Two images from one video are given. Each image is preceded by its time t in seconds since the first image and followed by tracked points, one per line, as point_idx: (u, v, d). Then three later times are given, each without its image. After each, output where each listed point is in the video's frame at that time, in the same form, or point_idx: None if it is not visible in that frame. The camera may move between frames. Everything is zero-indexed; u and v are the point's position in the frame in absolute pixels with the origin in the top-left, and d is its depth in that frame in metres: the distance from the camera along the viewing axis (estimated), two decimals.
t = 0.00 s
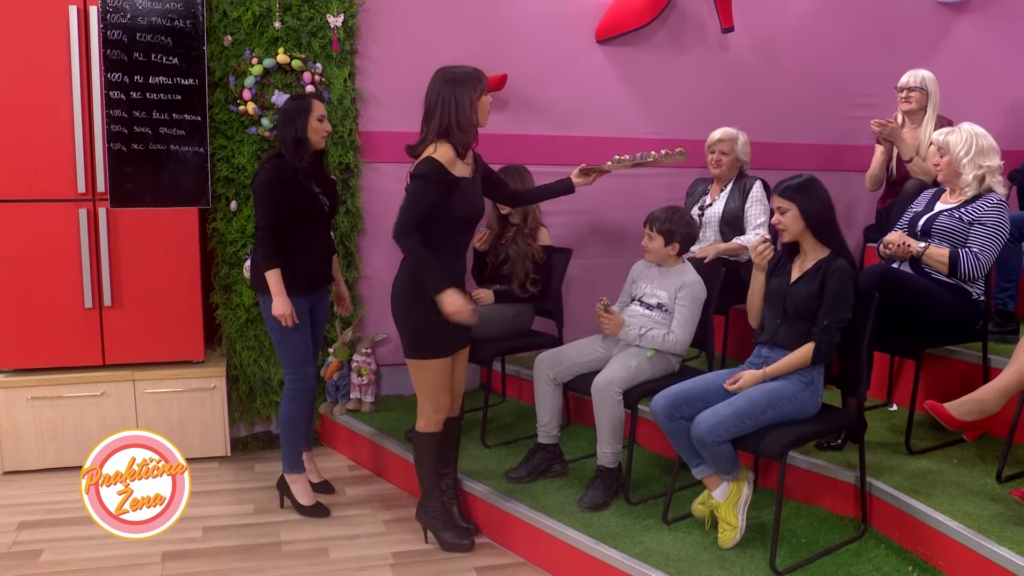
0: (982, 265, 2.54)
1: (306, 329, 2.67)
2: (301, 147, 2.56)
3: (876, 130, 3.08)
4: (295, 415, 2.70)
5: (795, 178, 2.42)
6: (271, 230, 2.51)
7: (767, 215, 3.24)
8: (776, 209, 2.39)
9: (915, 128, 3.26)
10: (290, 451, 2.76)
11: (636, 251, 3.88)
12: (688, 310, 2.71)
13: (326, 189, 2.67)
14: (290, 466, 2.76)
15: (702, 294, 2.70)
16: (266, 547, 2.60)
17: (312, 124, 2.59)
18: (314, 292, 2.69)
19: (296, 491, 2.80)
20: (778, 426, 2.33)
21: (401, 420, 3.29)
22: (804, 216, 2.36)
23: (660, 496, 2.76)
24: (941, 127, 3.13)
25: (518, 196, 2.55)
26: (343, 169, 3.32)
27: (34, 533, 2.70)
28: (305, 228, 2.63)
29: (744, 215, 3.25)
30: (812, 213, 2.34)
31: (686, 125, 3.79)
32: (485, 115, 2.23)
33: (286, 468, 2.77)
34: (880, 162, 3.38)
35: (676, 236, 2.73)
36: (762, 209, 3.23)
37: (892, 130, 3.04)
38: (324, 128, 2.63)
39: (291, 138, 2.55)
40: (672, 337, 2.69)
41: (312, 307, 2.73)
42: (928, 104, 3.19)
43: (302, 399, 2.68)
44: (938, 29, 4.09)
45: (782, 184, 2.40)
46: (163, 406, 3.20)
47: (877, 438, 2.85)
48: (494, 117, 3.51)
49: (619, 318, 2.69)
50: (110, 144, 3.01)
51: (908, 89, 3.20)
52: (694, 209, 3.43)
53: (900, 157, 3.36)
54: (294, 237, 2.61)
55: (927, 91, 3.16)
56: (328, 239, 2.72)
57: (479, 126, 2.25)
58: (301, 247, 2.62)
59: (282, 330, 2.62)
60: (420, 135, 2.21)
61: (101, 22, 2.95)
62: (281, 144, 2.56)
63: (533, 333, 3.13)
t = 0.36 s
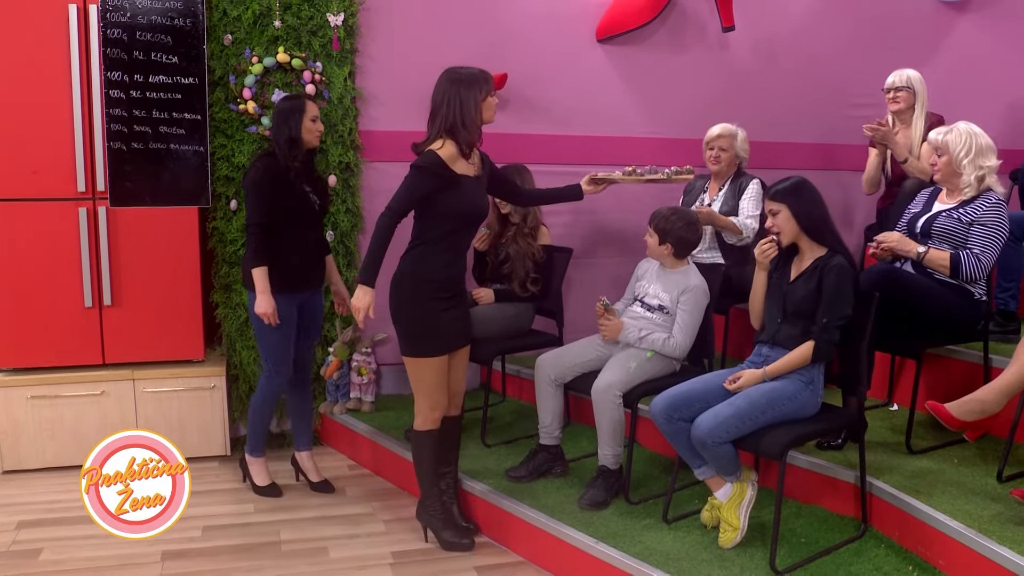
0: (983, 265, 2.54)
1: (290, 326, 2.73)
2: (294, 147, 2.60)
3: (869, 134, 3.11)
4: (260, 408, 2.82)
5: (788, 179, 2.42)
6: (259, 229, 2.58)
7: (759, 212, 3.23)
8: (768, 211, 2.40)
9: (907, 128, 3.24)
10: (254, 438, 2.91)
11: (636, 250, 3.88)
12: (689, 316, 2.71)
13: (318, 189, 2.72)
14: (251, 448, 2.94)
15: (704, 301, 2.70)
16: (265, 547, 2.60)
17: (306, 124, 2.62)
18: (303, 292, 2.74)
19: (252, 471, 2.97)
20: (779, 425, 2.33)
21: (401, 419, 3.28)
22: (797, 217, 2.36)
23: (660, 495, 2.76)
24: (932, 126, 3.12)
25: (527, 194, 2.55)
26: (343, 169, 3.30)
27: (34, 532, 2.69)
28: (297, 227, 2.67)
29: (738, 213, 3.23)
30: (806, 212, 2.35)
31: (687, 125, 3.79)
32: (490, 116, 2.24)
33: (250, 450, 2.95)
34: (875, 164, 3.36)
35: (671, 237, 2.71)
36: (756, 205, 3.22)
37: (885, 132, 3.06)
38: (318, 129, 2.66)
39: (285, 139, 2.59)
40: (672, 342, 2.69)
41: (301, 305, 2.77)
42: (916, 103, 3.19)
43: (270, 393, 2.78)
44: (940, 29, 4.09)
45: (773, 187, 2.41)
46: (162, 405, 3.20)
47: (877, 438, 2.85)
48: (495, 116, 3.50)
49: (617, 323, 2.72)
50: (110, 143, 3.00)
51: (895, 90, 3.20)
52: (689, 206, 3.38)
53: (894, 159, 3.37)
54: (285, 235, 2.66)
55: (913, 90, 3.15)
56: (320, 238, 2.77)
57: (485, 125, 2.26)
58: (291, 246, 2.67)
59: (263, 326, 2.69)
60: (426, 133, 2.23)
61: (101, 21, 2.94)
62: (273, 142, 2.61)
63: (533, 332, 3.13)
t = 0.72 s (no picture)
0: (980, 267, 2.53)
1: (269, 326, 2.73)
2: (278, 146, 2.59)
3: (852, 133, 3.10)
4: (247, 407, 2.81)
5: (780, 182, 2.42)
6: (241, 231, 2.57)
7: (754, 214, 3.21)
8: (761, 214, 2.39)
9: (898, 126, 3.25)
10: (244, 439, 2.90)
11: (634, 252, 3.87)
12: (689, 318, 2.71)
13: (299, 189, 2.71)
14: (244, 450, 2.92)
15: (705, 304, 2.70)
16: (262, 549, 2.59)
17: (289, 124, 2.61)
18: (286, 293, 2.73)
19: (247, 474, 2.96)
20: (777, 427, 2.33)
21: (398, 421, 3.27)
22: (789, 220, 2.36)
23: (658, 497, 2.75)
24: (922, 127, 3.11)
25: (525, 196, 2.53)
26: (340, 170, 3.29)
27: (29, 535, 2.68)
28: (278, 227, 2.67)
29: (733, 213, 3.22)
30: (800, 214, 2.35)
31: (685, 125, 3.78)
32: (496, 121, 2.24)
33: (243, 453, 2.94)
34: (864, 162, 3.36)
35: (672, 239, 2.69)
36: (752, 205, 3.20)
37: (868, 130, 3.06)
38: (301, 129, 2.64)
39: (267, 141, 2.57)
40: (671, 344, 2.70)
41: (285, 305, 2.77)
42: (911, 103, 3.18)
43: (251, 390, 2.78)
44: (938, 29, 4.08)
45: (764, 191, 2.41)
46: (158, 406, 3.18)
47: (875, 439, 2.84)
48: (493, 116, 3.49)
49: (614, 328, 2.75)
50: (106, 144, 2.99)
51: (891, 88, 3.18)
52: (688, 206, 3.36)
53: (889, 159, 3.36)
54: (267, 236, 2.65)
55: (910, 89, 3.14)
56: (303, 238, 2.76)
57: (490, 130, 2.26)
58: (272, 248, 2.67)
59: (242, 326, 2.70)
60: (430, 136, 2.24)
61: (97, 22, 2.93)
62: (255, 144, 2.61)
63: (530, 333, 3.12)
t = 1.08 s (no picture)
0: (981, 270, 2.53)
1: (266, 328, 2.72)
2: (266, 148, 2.59)
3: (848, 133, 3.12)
4: (244, 410, 2.79)
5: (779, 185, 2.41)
6: (235, 236, 2.56)
7: (753, 217, 3.18)
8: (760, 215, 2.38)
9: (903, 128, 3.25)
10: (241, 443, 2.88)
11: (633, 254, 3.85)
12: (688, 320, 2.71)
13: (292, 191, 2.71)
14: (240, 454, 2.91)
15: (705, 306, 2.69)
16: (259, 553, 2.57)
17: (277, 126, 2.61)
18: (279, 296, 2.71)
19: (245, 478, 2.95)
20: (777, 430, 2.32)
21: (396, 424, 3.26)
22: (787, 222, 2.35)
23: (657, 500, 2.75)
24: (923, 130, 3.10)
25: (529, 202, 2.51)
26: (338, 172, 3.28)
27: (25, 539, 2.67)
28: (270, 230, 2.65)
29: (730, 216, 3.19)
30: (799, 216, 2.35)
31: (685, 127, 3.76)
32: (480, 118, 2.22)
33: (241, 458, 2.93)
34: (864, 163, 3.39)
35: (672, 242, 2.69)
36: (750, 207, 3.18)
37: (864, 131, 3.07)
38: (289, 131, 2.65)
39: (255, 142, 2.58)
40: (671, 346, 2.70)
41: (280, 308, 2.76)
42: (919, 106, 3.16)
43: (249, 393, 2.77)
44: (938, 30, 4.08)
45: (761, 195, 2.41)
46: (156, 410, 3.17)
47: (875, 442, 2.83)
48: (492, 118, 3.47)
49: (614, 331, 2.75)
50: (103, 146, 2.97)
51: (901, 90, 3.16)
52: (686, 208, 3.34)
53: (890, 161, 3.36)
54: (260, 238, 2.64)
55: (919, 93, 3.12)
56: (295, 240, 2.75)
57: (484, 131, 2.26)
58: (264, 251, 2.65)
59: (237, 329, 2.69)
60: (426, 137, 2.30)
61: (93, 23, 2.92)
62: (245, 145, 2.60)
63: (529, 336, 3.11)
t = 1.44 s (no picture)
0: (984, 272, 2.53)
1: (264, 331, 2.71)
2: (258, 149, 2.57)
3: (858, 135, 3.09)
4: (243, 414, 2.78)
5: (790, 183, 2.40)
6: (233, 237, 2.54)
7: (755, 222, 3.15)
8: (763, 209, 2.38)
9: (910, 130, 3.23)
10: (241, 445, 2.88)
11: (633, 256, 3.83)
12: (689, 323, 2.71)
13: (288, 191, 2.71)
14: (239, 457, 2.90)
15: (706, 309, 2.69)
16: (258, 556, 2.56)
17: (267, 127, 2.59)
18: (280, 296, 2.71)
19: (244, 481, 2.94)
20: (777, 433, 2.32)
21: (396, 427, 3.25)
22: (789, 219, 2.35)
23: (658, 503, 2.74)
24: (933, 133, 3.09)
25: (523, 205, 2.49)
26: (337, 174, 3.26)
27: (21, 543, 2.65)
28: (267, 232, 2.65)
29: (733, 222, 3.16)
30: (801, 216, 2.34)
31: (685, 128, 3.74)
32: (473, 124, 2.21)
33: (240, 460, 2.92)
34: (870, 166, 3.34)
35: (675, 244, 2.67)
36: (753, 213, 3.14)
37: (875, 134, 3.05)
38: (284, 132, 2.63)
39: (250, 142, 2.55)
40: (671, 349, 2.70)
41: (281, 309, 2.75)
42: (926, 108, 3.15)
43: (248, 396, 2.75)
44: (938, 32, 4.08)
45: (769, 191, 2.40)
46: (154, 412, 3.16)
47: (877, 445, 2.82)
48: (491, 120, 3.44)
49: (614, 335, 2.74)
50: (102, 148, 2.95)
51: (908, 91, 3.14)
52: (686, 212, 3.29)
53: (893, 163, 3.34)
54: (258, 239, 2.63)
55: (926, 94, 3.11)
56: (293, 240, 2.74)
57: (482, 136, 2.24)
58: (262, 253, 2.63)
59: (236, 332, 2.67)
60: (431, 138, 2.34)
61: (91, 24, 2.91)
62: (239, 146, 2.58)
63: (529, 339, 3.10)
